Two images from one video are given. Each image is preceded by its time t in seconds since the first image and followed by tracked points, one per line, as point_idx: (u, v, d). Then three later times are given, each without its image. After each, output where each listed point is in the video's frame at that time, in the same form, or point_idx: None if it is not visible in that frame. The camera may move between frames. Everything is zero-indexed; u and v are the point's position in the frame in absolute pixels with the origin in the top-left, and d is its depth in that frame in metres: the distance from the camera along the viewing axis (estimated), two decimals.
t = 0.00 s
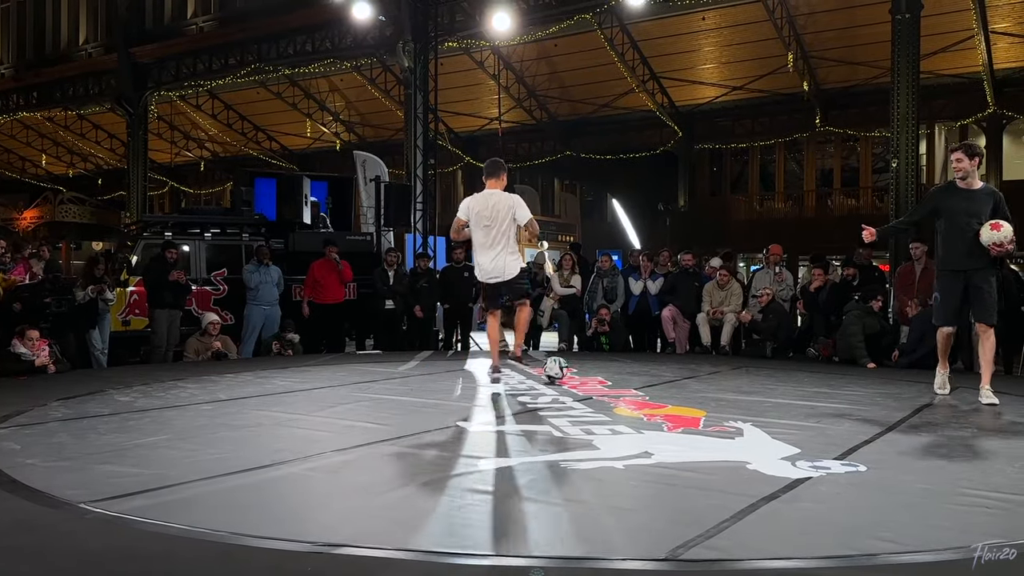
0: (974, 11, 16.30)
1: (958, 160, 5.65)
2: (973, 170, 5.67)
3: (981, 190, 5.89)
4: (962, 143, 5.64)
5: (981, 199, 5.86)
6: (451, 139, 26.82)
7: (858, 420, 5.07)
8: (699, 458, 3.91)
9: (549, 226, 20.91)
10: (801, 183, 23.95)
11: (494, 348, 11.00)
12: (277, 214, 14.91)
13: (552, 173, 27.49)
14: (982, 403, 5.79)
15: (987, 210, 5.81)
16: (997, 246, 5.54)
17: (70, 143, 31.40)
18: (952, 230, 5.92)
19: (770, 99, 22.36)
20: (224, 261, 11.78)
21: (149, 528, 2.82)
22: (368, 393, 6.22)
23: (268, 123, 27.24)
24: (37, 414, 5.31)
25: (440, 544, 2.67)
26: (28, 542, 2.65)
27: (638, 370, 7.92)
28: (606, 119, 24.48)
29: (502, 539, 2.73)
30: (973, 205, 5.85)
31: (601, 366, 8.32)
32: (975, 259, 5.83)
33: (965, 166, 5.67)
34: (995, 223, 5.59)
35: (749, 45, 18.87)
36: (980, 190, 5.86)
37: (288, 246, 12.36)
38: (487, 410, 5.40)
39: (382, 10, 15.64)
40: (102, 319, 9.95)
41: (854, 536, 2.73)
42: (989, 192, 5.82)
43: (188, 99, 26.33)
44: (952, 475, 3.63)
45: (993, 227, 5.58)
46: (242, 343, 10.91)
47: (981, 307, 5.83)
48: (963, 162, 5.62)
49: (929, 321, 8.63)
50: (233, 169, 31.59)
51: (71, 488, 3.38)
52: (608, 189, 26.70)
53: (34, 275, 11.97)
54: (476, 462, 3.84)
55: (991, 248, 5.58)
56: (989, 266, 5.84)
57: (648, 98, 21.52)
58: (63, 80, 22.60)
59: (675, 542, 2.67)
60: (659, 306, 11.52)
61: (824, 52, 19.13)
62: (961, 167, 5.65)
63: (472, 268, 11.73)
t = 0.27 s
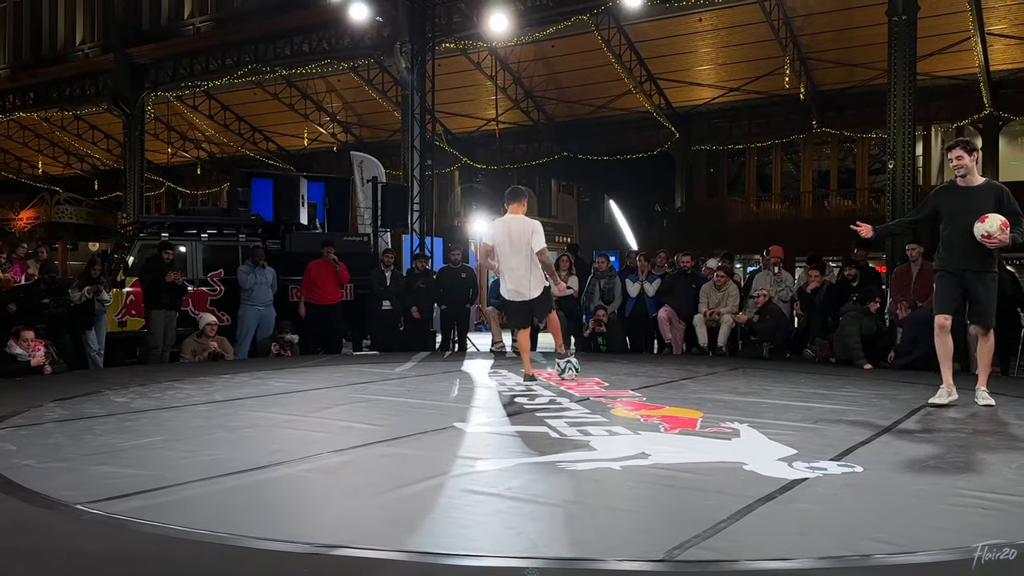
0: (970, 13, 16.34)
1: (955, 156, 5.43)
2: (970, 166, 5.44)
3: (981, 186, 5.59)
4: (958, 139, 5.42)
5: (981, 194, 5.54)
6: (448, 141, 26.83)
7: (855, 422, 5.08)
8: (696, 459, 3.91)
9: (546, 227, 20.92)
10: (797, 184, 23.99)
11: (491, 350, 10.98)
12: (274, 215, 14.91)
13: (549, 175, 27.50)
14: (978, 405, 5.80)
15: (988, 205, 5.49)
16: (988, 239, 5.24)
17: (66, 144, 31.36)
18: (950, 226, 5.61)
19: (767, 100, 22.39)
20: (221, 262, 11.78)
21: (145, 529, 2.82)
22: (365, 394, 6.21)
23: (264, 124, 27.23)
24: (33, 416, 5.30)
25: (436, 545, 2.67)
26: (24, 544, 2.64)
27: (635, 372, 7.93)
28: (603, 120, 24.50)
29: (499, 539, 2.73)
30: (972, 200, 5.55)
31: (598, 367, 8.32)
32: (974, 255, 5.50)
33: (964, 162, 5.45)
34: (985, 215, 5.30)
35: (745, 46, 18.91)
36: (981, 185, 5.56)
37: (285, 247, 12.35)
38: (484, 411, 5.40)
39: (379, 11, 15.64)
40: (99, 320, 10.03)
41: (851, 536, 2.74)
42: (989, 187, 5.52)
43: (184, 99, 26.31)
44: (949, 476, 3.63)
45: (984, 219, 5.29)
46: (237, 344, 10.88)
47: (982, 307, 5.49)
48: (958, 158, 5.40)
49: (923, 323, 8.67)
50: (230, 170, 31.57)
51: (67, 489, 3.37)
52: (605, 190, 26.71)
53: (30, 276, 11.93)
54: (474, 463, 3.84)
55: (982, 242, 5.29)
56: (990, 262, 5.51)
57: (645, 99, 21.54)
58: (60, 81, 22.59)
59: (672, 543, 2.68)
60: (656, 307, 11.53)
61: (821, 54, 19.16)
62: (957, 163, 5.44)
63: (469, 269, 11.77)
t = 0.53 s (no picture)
0: (965, 14, 16.39)
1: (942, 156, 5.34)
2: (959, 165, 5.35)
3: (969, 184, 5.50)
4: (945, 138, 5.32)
5: (968, 193, 5.47)
6: (445, 141, 26.84)
7: (851, 422, 5.08)
8: (693, 460, 3.91)
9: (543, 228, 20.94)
10: (794, 186, 24.04)
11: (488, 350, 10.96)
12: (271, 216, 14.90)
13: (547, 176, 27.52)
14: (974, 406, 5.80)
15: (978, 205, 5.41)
16: (981, 239, 5.18)
17: (63, 144, 31.31)
18: (939, 226, 5.52)
19: (763, 102, 22.42)
20: (217, 262, 11.77)
21: (140, 531, 2.81)
22: (361, 395, 6.20)
23: (261, 125, 27.22)
24: (29, 416, 5.28)
25: (433, 546, 2.66)
26: (19, 545, 2.64)
27: (632, 372, 7.92)
28: (600, 121, 24.52)
29: (496, 541, 2.72)
30: (960, 199, 5.47)
31: (595, 368, 8.32)
32: (965, 254, 5.43)
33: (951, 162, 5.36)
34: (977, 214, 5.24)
35: (741, 48, 18.94)
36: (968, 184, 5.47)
37: (280, 247, 12.32)
38: (480, 413, 5.38)
39: (376, 11, 15.65)
40: (95, 319, 9.98)
41: (847, 537, 2.74)
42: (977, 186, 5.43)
43: (181, 100, 26.28)
44: (944, 476, 3.64)
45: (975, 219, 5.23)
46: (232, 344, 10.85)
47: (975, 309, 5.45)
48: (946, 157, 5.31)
49: (916, 324, 8.71)
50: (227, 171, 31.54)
51: (62, 490, 3.36)
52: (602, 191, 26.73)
53: (26, 275, 11.91)
54: (470, 465, 3.83)
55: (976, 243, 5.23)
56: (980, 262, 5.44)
57: (642, 100, 21.58)
58: (56, 81, 22.56)
59: (668, 544, 2.67)
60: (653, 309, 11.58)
61: (817, 55, 19.20)
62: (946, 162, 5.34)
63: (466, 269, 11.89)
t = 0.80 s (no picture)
0: (961, 16, 16.42)
1: (931, 151, 5.07)
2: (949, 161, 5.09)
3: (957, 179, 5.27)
4: (935, 131, 5.05)
5: (961, 190, 5.20)
6: (441, 143, 26.84)
7: (847, 424, 5.09)
8: (689, 461, 3.91)
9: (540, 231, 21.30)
10: (790, 187, 24.08)
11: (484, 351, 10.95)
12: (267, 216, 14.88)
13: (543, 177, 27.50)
14: (969, 408, 5.81)
15: (967, 200, 5.18)
16: (978, 242, 4.92)
17: (58, 144, 31.22)
18: (928, 224, 5.26)
19: (760, 103, 22.42)
20: (213, 263, 11.79)
21: (136, 532, 2.81)
22: (357, 396, 6.20)
23: (257, 125, 27.18)
24: (23, 418, 5.26)
25: (429, 548, 2.66)
26: (14, 546, 2.63)
27: (628, 373, 7.93)
28: (596, 122, 24.51)
29: (492, 543, 2.72)
30: (952, 197, 5.20)
31: (591, 369, 8.32)
32: (955, 253, 5.17)
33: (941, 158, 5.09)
34: (974, 214, 4.96)
35: (738, 49, 18.96)
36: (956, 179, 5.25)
37: (276, 249, 12.33)
38: (475, 414, 5.38)
39: (372, 12, 15.64)
40: (90, 321, 9.91)
41: (843, 538, 2.74)
42: (965, 181, 5.21)
43: (177, 100, 26.23)
44: (940, 477, 3.64)
45: (972, 219, 4.95)
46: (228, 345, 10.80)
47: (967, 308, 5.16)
48: (934, 152, 5.04)
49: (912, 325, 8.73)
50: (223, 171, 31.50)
51: (57, 491, 3.35)
52: (598, 192, 26.74)
53: (20, 276, 11.87)
54: (466, 465, 3.83)
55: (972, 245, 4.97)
56: (971, 261, 5.19)
57: (638, 102, 21.58)
58: (52, 81, 22.50)
59: (665, 546, 2.67)
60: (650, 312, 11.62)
61: (814, 57, 19.21)
62: (935, 158, 5.08)
63: (462, 270, 12.00)
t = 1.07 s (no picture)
0: (957, 19, 16.46)
1: (931, 149, 4.97)
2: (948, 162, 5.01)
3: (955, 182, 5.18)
4: (936, 129, 4.95)
5: (954, 193, 5.13)
6: (438, 144, 26.85)
7: (843, 425, 5.10)
8: (684, 462, 3.92)
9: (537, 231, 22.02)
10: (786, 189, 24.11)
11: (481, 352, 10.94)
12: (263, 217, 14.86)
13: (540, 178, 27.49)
14: (965, 409, 5.83)
15: (963, 204, 5.10)
16: (971, 248, 4.87)
17: (54, 145, 31.16)
18: (921, 227, 5.18)
19: (757, 105, 22.46)
20: (210, 264, 11.77)
21: (132, 533, 2.80)
22: (354, 397, 6.20)
23: (254, 126, 27.15)
24: (19, 419, 5.25)
25: (425, 549, 2.66)
26: (9, 548, 2.62)
27: (625, 374, 7.94)
28: (593, 123, 24.51)
29: (487, 544, 2.72)
30: (945, 200, 5.13)
31: (587, 370, 8.33)
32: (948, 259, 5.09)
33: (941, 157, 5.00)
34: (968, 219, 4.91)
35: (734, 51, 19.00)
36: (954, 182, 5.15)
37: (272, 250, 12.33)
38: (472, 415, 5.39)
39: (369, 13, 15.62)
40: (86, 321, 9.88)
41: (838, 540, 2.75)
42: (963, 185, 5.12)
43: (174, 100, 26.21)
44: (935, 479, 3.65)
45: (967, 224, 4.90)
46: (225, 346, 10.80)
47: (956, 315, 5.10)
48: (935, 151, 4.94)
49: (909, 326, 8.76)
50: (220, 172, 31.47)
51: (52, 492, 3.35)
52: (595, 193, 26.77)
53: (16, 276, 11.85)
54: (462, 467, 3.84)
55: (965, 250, 4.92)
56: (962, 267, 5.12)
57: (635, 103, 21.60)
58: (49, 82, 22.47)
59: (660, 547, 2.68)
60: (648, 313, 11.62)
61: (810, 58, 19.25)
62: (935, 157, 4.99)
63: (458, 271, 11.90)
